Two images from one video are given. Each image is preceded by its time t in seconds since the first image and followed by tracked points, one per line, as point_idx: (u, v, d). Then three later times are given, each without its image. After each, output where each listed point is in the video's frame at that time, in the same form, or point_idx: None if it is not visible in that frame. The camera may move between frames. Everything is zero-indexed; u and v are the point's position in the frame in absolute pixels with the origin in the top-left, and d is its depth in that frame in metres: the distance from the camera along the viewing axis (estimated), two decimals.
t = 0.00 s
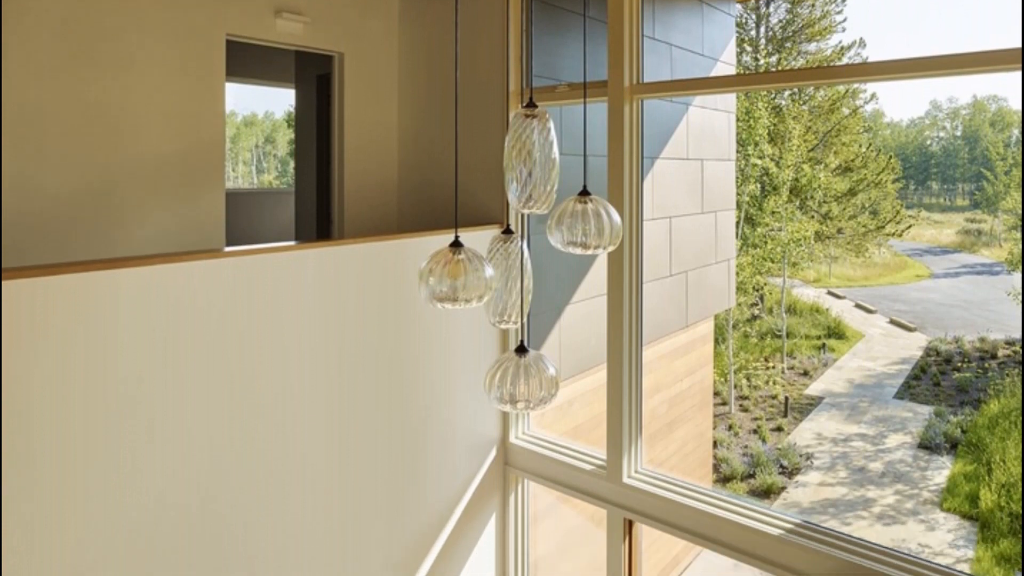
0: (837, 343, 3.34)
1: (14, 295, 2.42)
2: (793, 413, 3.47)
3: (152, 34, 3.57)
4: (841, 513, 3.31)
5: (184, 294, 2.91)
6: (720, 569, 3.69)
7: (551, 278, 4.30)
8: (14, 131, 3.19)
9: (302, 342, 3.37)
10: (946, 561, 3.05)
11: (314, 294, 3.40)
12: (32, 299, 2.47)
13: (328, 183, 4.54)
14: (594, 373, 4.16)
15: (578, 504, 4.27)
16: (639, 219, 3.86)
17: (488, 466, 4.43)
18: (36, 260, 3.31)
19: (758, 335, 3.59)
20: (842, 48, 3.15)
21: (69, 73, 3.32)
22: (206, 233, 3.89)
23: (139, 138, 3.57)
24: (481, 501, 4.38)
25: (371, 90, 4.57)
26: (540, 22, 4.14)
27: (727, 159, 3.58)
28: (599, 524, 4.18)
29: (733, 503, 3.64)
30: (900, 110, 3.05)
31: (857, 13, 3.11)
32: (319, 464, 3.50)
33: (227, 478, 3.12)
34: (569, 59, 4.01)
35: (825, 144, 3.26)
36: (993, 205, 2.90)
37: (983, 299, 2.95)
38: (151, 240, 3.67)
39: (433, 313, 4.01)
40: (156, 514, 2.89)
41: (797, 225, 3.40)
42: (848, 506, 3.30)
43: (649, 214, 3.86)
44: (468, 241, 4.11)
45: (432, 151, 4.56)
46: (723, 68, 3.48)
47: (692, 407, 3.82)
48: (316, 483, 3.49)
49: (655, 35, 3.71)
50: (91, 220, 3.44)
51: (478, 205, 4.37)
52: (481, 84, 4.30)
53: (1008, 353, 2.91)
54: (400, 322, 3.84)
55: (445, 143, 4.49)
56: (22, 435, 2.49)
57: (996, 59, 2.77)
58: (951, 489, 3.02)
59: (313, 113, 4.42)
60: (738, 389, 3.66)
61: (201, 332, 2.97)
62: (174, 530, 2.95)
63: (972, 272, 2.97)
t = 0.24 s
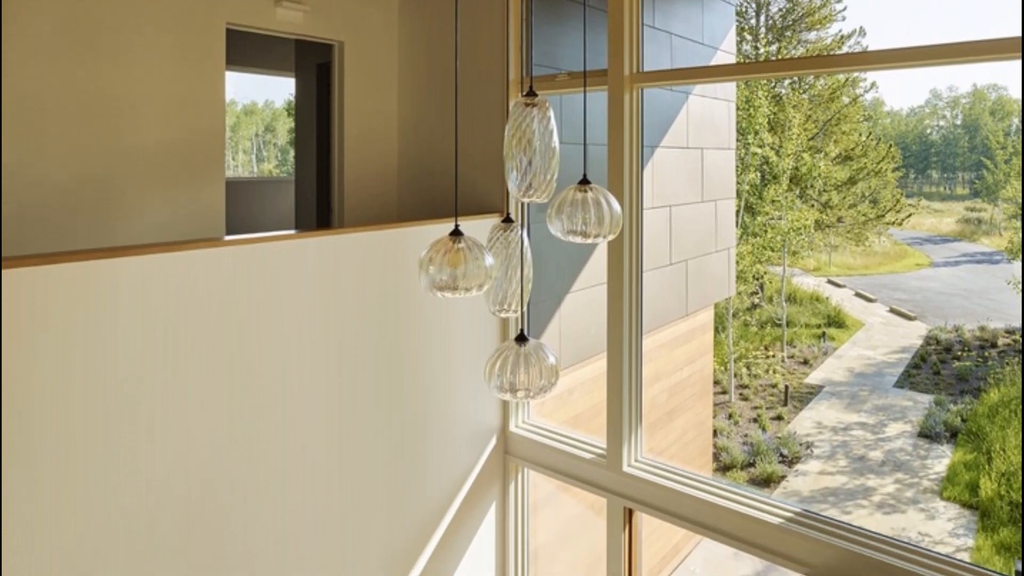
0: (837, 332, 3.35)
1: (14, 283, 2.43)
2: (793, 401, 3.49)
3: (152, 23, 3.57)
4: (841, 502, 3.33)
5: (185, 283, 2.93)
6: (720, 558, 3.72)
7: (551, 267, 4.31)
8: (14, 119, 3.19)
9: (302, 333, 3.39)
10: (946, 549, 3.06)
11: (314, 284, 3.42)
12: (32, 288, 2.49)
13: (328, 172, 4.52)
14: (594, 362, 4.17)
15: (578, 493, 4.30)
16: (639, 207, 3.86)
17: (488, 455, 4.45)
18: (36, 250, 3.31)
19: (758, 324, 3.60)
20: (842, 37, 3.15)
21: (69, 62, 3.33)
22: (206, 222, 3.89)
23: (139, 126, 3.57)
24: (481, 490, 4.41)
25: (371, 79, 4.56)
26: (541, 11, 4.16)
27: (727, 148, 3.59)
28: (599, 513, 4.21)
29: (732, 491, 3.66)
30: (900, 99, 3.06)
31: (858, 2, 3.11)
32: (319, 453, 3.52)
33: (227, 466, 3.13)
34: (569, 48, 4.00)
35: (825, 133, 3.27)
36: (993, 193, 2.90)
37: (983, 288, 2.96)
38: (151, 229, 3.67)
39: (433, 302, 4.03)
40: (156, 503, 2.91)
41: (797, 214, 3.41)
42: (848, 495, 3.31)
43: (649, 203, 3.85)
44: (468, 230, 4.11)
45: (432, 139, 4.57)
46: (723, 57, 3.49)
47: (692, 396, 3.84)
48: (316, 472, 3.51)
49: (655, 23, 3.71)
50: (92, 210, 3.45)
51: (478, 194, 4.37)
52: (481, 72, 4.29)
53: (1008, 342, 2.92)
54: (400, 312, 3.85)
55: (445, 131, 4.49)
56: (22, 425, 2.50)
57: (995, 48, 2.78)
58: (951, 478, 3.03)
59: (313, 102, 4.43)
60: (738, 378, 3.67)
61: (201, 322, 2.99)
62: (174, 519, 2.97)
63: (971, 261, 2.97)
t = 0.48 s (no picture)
0: (837, 316, 3.36)
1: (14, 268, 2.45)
2: (793, 386, 3.51)
3: (152, 7, 3.57)
4: (841, 487, 3.34)
5: (185, 268, 2.95)
6: (720, 543, 3.74)
7: (550, 252, 4.32)
8: (14, 103, 3.20)
9: (302, 319, 3.41)
10: (946, 534, 3.07)
11: (314, 270, 3.44)
12: (32, 272, 2.50)
13: (328, 157, 4.50)
14: (594, 347, 4.19)
15: (579, 478, 4.33)
16: (639, 192, 3.87)
17: (488, 440, 4.48)
18: (36, 235, 3.32)
19: (758, 309, 3.61)
20: (842, 22, 3.16)
21: (69, 46, 3.33)
22: (207, 207, 3.89)
23: (139, 111, 3.58)
24: (481, 475, 4.44)
25: (371, 63, 4.56)
26: None
27: (727, 133, 3.59)
28: (599, 498, 4.25)
29: (732, 476, 3.68)
30: (900, 84, 3.07)
31: None
32: (319, 438, 3.54)
33: (227, 450, 3.16)
34: (569, 32, 3.99)
35: (826, 118, 3.28)
36: (993, 178, 2.91)
37: (983, 273, 2.96)
38: (151, 214, 3.67)
39: (433, 287, 4.05)
40: (156, 487, 2.93)
41: (797, 199, 3.42)
42: (848, 480, 3.33)
43: (649, 188, 3.86)
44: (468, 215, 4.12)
45: (433, 124, 4.57)
46: (723, 43, 3.48)
47: (692, 381, 3.86)
48: (316, 456, 3.53)
49: (655, 9, 3.70)
50: (92, 194, 3.46)
51: (478, 179, 4.37)
52: (481, 57, 4.29)
53: (1008, 327, 2.93)
54: (400, 298, 3.87)
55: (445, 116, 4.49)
56: (22, 409, 2.52)
57: (994, 33, 2.79)
58: (951, 463, 3.05)
59: (313, 87, 4.39)
60: (738, 363, 3.69)
61: (201, 308, 3.01)
62: (174, 503, 2.99)
63: (972, 246, 2.98)
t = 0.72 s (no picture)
0: (837, 306, 3.37)
1: (14, 256, 2.47)
2: (793, 375, 3.52)
3: None
4: (841, 476, 3.35)
5: (185, 257, 2.96)
6: (721, 532, 3.76)
7: (551, 241, 4.33)
8: (14, 91, 3.20)
9: (302, 307, 3.43)
10: (946, 523, 3.08)
11: (314, 259, 3.46)
12: (33, 260, 2.52)
13: (328, 145, 4.52)
14: (594, 336, 4.21)
15: (579, 467, 4.36)
16: (639, 180, 3.87)
17: (488, 429, 4.51)
18: (36, 222, 3.33)
19: (758, 298, 3.62)
20: (842, 11, 3.17)
21: (69, 34, 3.34)
22: (207, 196, 3.89)
23: (139, 99, 3.58)
24: (481, 464, 4.46)
25: (371, 51, 4.55)
26: None
27: (727, 122, 3.59)
28: (599, 487, 4.28)
29: (733, 465, 3.69)
30: (900, 73, 3.08)
31: None
32: (319, 425, 3.56)
33: (226, 437, 3.18)
34: (569, 21, 3.98)
35: (826, 107, 3.29)
36: (993, 167, 2.92)
37: (983, 263, 2.97)
38: (151, 203, 3.68)
39: (433, 275, 4.07)
40: (156, 474, 2.95)
41: (797, 187, 3.43)
42: (848, 469, 3.34)
43: (649, 177, 3.86)
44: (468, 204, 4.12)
45: (432, 113, 4.57)
46: (723, 30, 3.50)
47: (692, 369, 3.87)
48: (316, 444, 3.55)
49: None
50: (91, 182, 3.46)
51: (478, 168, 4.38)
52: (481, 45, 4.28)
53: (1008, 316, 2.93)
54: (400, 288, 3.89)
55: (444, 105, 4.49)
56: (22, 397, 2.54)
57: (993, 22, 2.81)
58: (951, 452, 3.06)
59: (313, 75, 4.42)
60: (738, 351, 3.70)
61: (201, 297, 3.03)
62: (173, 490, 3.01)
63: (971, 235, 2.98)
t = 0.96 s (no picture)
0: (837, 291, 3.38)
1: (15, 241, 2.48)
2: (793, 360, 3.54)
3: None
4: (841, 461, 3.37)
5: (184, 243, 2.98)
6: (720, 517, 3.78)
7: (551, 226, 4.34)
8: (13, 75, 3.20)
9: (303, 292, 3.46)
10: (946, 508, 3.09)
11: (314, 249, 3.49)
12: (33, 245, 2.53)
13: (328, 131, 4.52)
14: (593, 321, 4.23)
15: (579, 452, 4.39)
16: (639, 166, 3.90)
17: (488, 414, 4.54)
18: (36, 207, 3.34)
19: (758, 283, 3.63)
20: None
21: (68, 18, 3.34)
22: (207, 181, 3.89)
23: (139, 83, 3.58)
24: (481, 449, 4.50)
25: (371, 35, 4.54)
26: None
27: (726, 107, 3.59)
28: (599, 472, 4.31)
29: (733, 450, 3.71)
30: (899, 58, 3.09)
31: None
32: (319, 412, 3.59)
33: (226, 422, 3.20)
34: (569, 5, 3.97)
35: (826, 92, 3.29)
36: (993, 152, 2.91)
37: (983, 248, 2.97)
38: (151, 188, 3.68)
39: (433, 260, 4.10)
40: (157, 460, 2.98)
41: (797, 172, 3.43)
42: (848, 454, 3.35)
43: (649, 162, 3.89)
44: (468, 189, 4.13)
45: (431, 98, 4.56)
46: (722, 16, 3.50)
47: (692, 354, 3.89)
48: (316, 428, 3.59)
49: None
50: (91, 167, 3.47)
51: (478, 153, 4.38)
52: (481, 30, 4.28)
53: (1008, 301, 2.94)
54: (400, 277, 3.92)
55: (444, 89, 4.48)
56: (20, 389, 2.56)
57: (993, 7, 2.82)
58: (951, 437, 3.07)
59: (313, 61, 4.42)
60: (738, 336, 3.72)
61: (202, 283, 3.05)
62: (174, 474, 3.04)
63: (971, 220, 2.99)
